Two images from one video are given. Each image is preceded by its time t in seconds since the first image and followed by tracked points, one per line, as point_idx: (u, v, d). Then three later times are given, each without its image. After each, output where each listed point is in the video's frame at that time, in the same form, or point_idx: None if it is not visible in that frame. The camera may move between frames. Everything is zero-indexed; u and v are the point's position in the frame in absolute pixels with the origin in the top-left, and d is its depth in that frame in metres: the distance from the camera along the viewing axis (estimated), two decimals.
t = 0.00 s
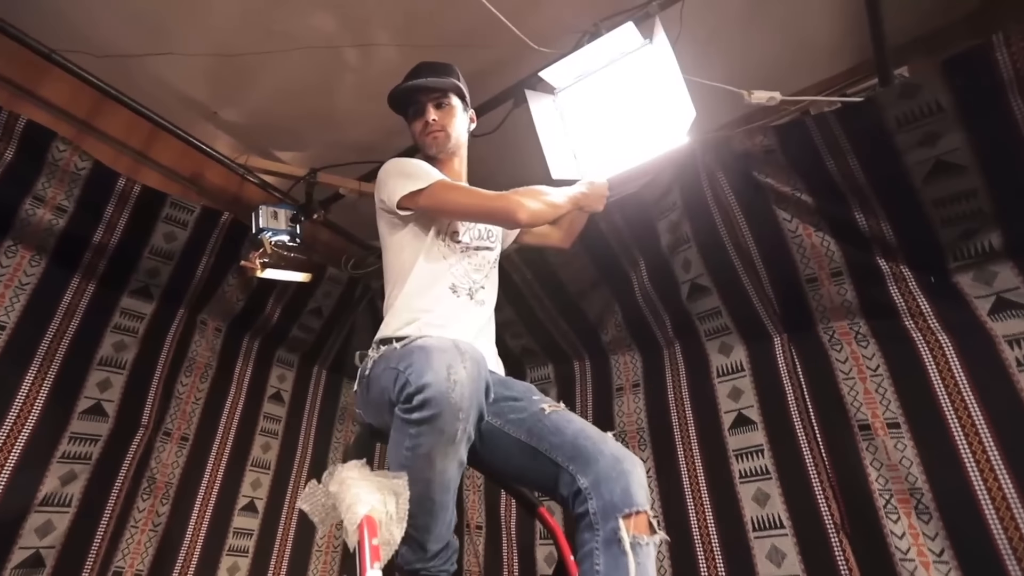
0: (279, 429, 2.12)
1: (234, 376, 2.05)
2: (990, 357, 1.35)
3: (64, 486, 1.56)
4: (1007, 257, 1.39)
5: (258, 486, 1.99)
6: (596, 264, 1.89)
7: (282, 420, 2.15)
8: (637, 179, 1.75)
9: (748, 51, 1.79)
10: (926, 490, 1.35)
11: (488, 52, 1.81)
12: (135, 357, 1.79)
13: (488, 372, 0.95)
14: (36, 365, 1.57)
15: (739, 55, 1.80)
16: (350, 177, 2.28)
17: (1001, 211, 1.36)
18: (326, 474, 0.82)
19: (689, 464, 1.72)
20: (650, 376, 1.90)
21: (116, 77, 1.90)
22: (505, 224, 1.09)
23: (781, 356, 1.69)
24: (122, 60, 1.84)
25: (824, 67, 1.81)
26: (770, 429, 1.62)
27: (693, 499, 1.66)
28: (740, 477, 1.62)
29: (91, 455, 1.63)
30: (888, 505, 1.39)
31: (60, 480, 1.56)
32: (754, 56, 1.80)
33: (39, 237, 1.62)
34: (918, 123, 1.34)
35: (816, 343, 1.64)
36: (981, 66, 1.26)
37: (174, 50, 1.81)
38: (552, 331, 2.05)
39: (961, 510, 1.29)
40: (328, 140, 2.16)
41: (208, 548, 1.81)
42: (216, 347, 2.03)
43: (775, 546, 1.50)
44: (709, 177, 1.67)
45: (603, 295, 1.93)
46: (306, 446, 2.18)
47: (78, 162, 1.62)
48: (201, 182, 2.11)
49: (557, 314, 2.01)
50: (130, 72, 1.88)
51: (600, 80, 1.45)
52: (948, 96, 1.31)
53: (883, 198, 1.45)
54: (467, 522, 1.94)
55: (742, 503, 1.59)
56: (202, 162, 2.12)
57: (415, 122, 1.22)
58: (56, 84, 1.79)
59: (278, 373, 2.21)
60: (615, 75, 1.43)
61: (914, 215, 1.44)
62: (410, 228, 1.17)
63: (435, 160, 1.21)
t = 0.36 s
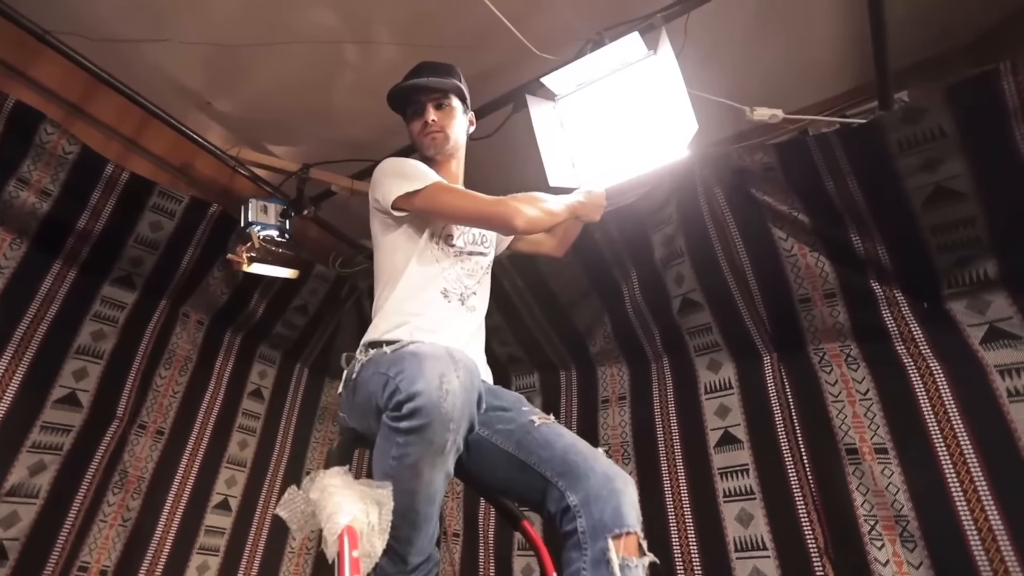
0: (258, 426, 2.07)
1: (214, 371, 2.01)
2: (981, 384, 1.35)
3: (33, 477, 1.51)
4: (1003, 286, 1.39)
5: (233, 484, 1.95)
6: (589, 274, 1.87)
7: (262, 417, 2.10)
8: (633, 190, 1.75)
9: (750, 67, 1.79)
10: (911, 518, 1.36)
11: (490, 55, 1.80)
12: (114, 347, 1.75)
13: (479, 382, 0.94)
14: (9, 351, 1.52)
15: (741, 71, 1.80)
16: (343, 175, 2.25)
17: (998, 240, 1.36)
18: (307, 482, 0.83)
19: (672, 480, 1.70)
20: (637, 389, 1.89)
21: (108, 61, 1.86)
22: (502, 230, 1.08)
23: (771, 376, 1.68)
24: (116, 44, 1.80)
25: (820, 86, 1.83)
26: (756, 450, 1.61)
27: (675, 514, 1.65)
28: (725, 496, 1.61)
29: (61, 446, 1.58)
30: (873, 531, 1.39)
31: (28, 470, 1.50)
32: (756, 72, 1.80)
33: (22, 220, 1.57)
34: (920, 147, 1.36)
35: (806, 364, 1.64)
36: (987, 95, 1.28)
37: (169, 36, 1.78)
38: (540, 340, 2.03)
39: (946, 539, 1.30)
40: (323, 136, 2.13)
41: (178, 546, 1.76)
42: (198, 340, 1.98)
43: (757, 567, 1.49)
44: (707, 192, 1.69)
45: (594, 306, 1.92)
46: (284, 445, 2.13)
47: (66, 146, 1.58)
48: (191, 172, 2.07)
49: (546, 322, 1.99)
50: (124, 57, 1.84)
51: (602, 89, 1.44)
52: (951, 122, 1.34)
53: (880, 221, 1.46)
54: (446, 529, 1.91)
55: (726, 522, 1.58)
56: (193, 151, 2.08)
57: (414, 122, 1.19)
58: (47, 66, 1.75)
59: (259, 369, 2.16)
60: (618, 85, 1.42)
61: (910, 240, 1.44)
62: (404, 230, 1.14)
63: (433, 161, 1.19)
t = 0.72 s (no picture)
0: (215, 426, 2.02)
1: (171, 366, 1.94)
2: (934, 408, 1.40)
3: None
4: (957, 315, 1.46)
5: (185, 487, 1.88)
6: (568, 283, 1.87)
7: (220, 417, 2.04)
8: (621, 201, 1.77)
9: (737, 89, 1.83)
10: (868, 534, 1.39)
11: (480, 55, 1.78)
12: (62, 335, 1.67)
13: (469, 394, 0.95)
14: None
15: (727, 91, 1.84)
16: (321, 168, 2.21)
17: (957, 272, 1.43)
18: (279, 493, 0.82)
19: (642, 493, 1.70)
20: (610, 401, 1.88)
21: (77, 31, 1.77)
22: (491, 234, 1.06)
23: (740, 394, 1.69)
24: (87, 14, 1.72)
25: (803, 109, 1.87)
26: (724, 466, 1.61)
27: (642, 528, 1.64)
28: (692, 509, 1.61)
29: None
30: (831, 547, 1.41)
31: None
32: (741, 93, 1.84)
33: None
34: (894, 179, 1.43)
35: (773, 381, 1.66)
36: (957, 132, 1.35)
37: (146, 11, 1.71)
38: (516, 347, 2.00)
39: (899, 557, 1.33)
40: (302, 126, 2.08)
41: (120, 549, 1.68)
42: (156, 334, 1.91)
43: None
44: (689, 210, 1.71)
45: (571, 317, 1.91)
46: (242, 447, 2.08)
47: (20, 116, 1.48)
48: (157, 155, 1.99)
49: (522, 329, 1.97)
50: (95, 29, 1.76)
51: (593, 99, 1.44)
52: (924, 158, 1.40)
53: (852, 246, 1.52)
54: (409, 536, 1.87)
55: (691, 534, 1.58)
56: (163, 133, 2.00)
57: (405, 118, 1.16)
58: (6, 31, 1.65)
59: (221, 366, 2.09)
60: (611, 97, 1.42)
61: (878, 266, 1.50)
62: (389, 228, 1.11)
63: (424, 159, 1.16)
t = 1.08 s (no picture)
0: (153, 432, 1.92)
1: (103, 366, 1.83)
2: (867, 417, 1.51)
3: None
4: (887, 332, 1.59)
5: (115, 500, 1.77)
6: (546, 290, 1.86)
7: (160, 421, 1.96)
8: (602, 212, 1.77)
9: (708, 113, 1.87)
10: (811, 527, 1.45)
11: (457, 52, 1.76)
12: None
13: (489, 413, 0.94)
14: None
15: (697, 117, 1.88)
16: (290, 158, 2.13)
17: (891, 295, 1.55)
18: (276, 513, 0.79)
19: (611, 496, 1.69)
20: (580, 407, 1.87)
21: None
22: (489, 240, 1.03)
23: (703, 403, 1.71)
24: None
25: (769, 133, 1.94)
26: (687, 467, 1.64)
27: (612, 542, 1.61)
28: (656, 509, 1.62)
29: None
30: (780, 539, 1.46)
31: None
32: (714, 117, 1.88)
33: None
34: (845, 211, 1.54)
35: (731, 389, 1.70)
36: (899, 171, 1.49)
37: None
38: (489, 356, 1.97)
39: (838, 548, 1.40)
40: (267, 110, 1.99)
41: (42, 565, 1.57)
42: (85, 327, 1.80)
43: None
44: (665, 230, 1.74)
45: (546, 325, 1.90)
46: (185, 450, 2.00)
47: None
48: (93, 126, 1.86)
49: (495, 331, 1.94)
50: None
51: (582, 111, 1.44)
52: (871, 194, 1.52)
53: (806, 267, 1.60)
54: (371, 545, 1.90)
55: (656, 533, 1.58)
56: (99, 102, 1.87)
57: (401, 115, 1.13)
58: None
59: (161, 367, 2.01)
60: (607, 111, 1.41)
61: (826, 286, 1.60)
62: (381, 228, 1.07)
63: (418, 159, 1.12)
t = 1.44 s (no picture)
0: (133, 432, 1.85)
1: (79, 362, 1.75)
2: (838, 417, 1.60)
3: None
4: (857, 339, 1.68)
5: (94, 502, 1.70)
6: (540, 289, 1.93)
7: (138, 421, 1.87)
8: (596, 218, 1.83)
9: (692, 125, 1.95)
10: (789, 520, 1.52)
11: (452, 55, 1.78)
12: None
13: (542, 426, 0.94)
14: None
15: (685, 129, 1.96)
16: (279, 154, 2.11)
17: (862, 304, 1.65)
18: (334, 517, 0.82)
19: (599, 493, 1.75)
20: (567, 408, 1.91)
21: None
22: (509, 249, 1.07)
23: (686, 403, 1.78)
24: None
25: (750, 144, 2.02)
26: (671, 465, 1.70)
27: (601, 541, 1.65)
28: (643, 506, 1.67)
29: None
30: (760, 532, 1.53)
31: None
32: (698, 128, 1.96)
33: None
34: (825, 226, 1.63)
35: (711, 391, 1.77)
36: (876, 192, 1.59)
37: None
38: (477, 350, 2.00)
39: (814, 540, 1.48)
40: (254, 105, 1.96)
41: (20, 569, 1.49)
42: (63, 324, 1.72)
43: (669, 569, 1.57)
44: (655, 241, 1.83)
45: (536, 324, 1.95)
46: (165, 446, 1.93)
47: None
48: (70, 114, 1.73)
49: (485, 333, 1.98)
50: None
51: (584, 124, 1.48)
52: (849, 211, 1.62)
53: (786, 276, 1.69)
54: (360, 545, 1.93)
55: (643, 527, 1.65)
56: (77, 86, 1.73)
57: (418, 123, 1.15)
58: None
59: (141, 363, 1.93)
60: (607, 123, 1.46)
61: (804, 294, 1.69)
62: (401, 235, 1.09)
63: (434, 168, 1.15)
